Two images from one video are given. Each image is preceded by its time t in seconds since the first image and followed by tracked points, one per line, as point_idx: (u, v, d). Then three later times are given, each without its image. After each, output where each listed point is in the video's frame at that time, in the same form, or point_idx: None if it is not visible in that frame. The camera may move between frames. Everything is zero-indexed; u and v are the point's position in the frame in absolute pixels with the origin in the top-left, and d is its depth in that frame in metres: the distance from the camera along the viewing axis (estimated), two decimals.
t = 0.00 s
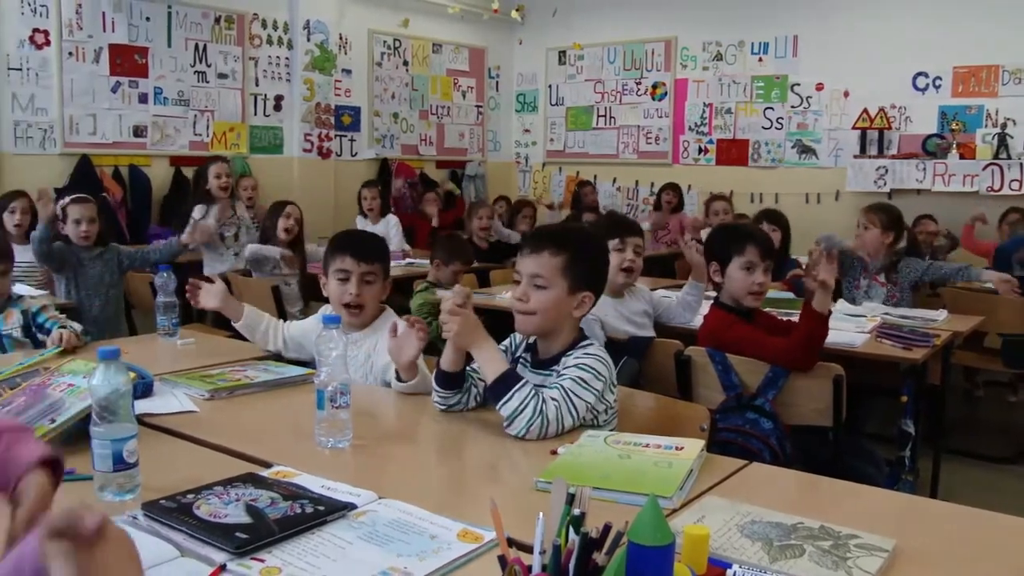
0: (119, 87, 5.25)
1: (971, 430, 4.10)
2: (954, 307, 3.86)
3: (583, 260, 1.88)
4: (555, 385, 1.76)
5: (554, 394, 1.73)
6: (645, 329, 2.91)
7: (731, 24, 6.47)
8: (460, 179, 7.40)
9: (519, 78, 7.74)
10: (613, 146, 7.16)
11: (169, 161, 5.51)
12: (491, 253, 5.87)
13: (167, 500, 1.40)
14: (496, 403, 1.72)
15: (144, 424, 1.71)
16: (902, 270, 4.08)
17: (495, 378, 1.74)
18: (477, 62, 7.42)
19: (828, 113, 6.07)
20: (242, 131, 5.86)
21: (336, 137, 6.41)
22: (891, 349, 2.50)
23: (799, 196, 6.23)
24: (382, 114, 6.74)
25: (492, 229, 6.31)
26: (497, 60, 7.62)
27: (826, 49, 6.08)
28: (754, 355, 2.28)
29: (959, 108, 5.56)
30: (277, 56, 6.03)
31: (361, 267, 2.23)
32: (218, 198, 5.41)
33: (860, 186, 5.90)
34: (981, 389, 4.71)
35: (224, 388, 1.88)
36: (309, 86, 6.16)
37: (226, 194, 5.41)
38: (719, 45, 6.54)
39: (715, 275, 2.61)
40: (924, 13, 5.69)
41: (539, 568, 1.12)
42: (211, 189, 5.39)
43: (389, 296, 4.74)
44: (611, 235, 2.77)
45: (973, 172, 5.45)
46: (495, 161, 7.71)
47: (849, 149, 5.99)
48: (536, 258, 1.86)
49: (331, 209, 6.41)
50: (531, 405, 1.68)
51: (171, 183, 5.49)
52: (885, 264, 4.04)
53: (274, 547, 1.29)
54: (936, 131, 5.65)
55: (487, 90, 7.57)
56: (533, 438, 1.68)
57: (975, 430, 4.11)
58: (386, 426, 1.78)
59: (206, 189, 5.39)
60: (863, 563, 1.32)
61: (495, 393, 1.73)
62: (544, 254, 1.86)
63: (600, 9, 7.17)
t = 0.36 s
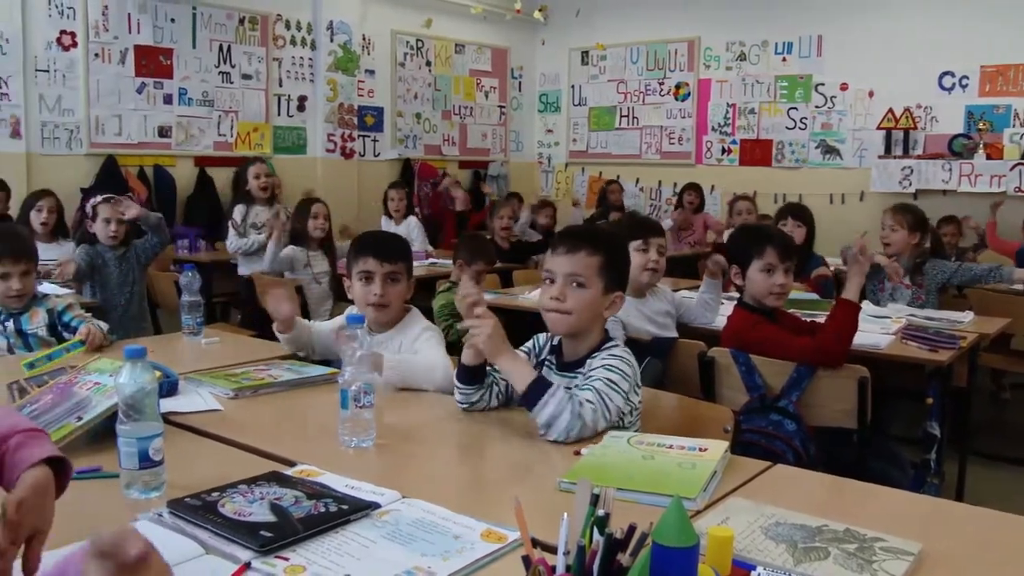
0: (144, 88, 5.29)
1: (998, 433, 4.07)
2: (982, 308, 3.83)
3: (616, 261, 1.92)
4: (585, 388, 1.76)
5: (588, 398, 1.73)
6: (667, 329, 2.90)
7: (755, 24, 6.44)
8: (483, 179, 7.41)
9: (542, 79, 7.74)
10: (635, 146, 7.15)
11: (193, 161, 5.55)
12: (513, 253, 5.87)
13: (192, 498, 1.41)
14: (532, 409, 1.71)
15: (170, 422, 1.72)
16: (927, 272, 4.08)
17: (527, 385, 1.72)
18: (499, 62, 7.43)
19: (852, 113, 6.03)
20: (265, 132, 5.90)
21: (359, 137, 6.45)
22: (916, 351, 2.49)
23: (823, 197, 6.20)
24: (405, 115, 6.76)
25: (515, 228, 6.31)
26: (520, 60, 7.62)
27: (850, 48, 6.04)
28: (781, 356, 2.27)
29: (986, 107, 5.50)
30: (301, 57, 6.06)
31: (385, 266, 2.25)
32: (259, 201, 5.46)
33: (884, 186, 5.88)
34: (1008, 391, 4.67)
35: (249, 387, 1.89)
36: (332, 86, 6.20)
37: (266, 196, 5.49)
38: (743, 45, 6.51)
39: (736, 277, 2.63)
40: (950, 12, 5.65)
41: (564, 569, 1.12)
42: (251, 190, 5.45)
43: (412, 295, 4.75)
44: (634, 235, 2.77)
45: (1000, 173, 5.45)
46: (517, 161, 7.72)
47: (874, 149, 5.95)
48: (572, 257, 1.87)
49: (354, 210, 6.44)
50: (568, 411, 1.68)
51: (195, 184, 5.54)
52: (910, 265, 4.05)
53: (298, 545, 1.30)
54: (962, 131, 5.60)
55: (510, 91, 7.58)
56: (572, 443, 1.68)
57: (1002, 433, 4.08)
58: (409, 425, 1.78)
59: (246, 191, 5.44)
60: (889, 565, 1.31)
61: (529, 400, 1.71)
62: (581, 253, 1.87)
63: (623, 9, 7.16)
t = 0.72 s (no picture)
0: (187, 89, 5.35)
1: None
2: None
3: (653, 261, 1.96)
4: (647, 394, 1.75)
5: (654, 405, 1.73)
6: (709, 329, 2.88)
7: (797, 23, 6.38)
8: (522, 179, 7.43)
9: (581, 79, 7.73)
10: (675, 146, 7.12)
11: (236, 161, 5.62)
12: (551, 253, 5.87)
13: (235, 494, 1.42)
14: (603, 412, 1.69)
15: (214, 419, 1.74)
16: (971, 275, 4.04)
17: (608, 385, 1.70)
18: (539, 63, 7.42)
19: (896, 112, 5.97)
20: (306, 132, 5.96)
21: (399, 138, 6.49)
22: (961, 354, 2.45)
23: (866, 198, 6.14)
24: (445, 115, 6.80)
25: (551, 228, 6.29)
26: (559, 60, 7.62)
27: (893, 47, 5.97)
28: (824, 358, 2.29)
29: None
30: (342, 57, 6.12)
31: (428, 264, 2.27)
32: (298, 200, 5.52)
33: (928, 187, 5.80)
34: None
35: (290, 386, 1.90)
36: (372, 87, 6.26)
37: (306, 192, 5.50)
38: (785, 45, 6.46)
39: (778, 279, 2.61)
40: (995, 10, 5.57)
41: (607, 569, 1.13)
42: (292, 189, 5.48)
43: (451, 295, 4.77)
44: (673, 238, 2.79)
45: None
46: (557, 161, 7.72)
47: (918, 149, 5.88)
48: (610, 259, 1.91)
49: (393, 210, 6.47)
50: (641, 421, 1.68)
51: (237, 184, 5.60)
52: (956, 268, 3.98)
53: (340, 543, 1.31)
54: (1009, 131, 5.50)
55: (549, 91, 7.58)
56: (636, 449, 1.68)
57: None
58: (449, 425, 1.79)
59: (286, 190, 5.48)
60: (935, 572, 1.29)
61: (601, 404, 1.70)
62: (618, 254, 1.91)
63: (663, 8, 7.11)
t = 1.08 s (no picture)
0: (230, 90, 5.43)
1: None
2: None
3: (687, 261, 1.91)
4: (686, 395, 1.74)
5: (693, 406, 1.72)
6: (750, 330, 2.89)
7: (841, 22, 6.30)
8: (563, 179, 7.44)
9: (622, 79, 7.71)
10: (716, 146, 7.07)
11: (277, 161, 5.72)
12: (590, 254, 5.86)
13: (277, 492, 1.44)
14: (647, 413, 1.68)
15: (257, 417, 1.76)
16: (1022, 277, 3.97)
17: (654, 387, 1.68)
18: (580, 63, 7.44)
19: (942, 112, 5.88)
20: (348, 132, 6.04)
21: (439, 138, 6.52)
22: (1007, 358, 2.41)
23: (910, 198, 6.06)
24: (485, 116, 6.83)
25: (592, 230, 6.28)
26: (600, 60, 7.61)
27: (938, 47, 5.88)
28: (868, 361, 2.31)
29: None
30: (383, 58, 6.19)
31: (462, 268, 2.26)
32: (325, 200, 5.74)
33: (975, 189, 5.73)
34: None
35: (331, 384, 1.92)
36: (413, 87, 6.29)
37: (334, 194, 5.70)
38: (828, 44, 6.39)
39: (819, 281, 2.61)
40: None
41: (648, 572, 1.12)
42: (320, 189, 5.68)
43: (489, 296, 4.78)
44: (718, 237, 2.79)
45: None
46: (597, 162, 7.71)
47: (965, 149, 5.79)
48: (638, 261, 1.91)
49: (432, 210, 6.49)
50: (685, 422, 1.67)
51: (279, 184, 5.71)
52: (1007, 268, 3.91)
53: (381, 542, 1.31)
54: None
55: (590, 91, 7.58)
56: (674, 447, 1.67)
57: None
58: (488, 424, 1.79)
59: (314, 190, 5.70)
60: None
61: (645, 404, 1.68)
62: (646, 256, 1.90)
63: (705, 8, 7.07)
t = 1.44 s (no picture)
0: (272, 91, 5.55)
1: None
2: None
3: (734, 264, 1.90)
4: (732, 397, 1.74)
5: (738, 411, 1.71)
6: (793, 333, 2.88)
7: (885, 21, 6.23)
8: (603, 180, 7.44)
9: (663, 79, 7.68)
10: (758, 147, 7.00)
11: (318, 162, 5.79)
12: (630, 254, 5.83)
13: (320, 490, 1.45)
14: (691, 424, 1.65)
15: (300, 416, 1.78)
16: None
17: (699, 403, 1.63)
18: (621, 63, 7.43)
19: (989, 112, 5.78)
20: (388, 133, 6.10)
21: (480, 139, 6.54)
22: None
23: (956, 200, 5.97)
24: (526, 116, 6.84)
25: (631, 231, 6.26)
26: (641, 61, 7.60)
27: (985, 45, 5.79)
28: (910, 365, 2.29)
29: None
30: (423, 59, 6.23)
31: (511, 266, 2.28)
32: (382, 199, 5.87)
33: None
34: None
35: (373, 383, 1.93)
36: (454, 88, 6.33)
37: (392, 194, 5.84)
38: (872, 43, 6.32)
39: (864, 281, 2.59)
40: None
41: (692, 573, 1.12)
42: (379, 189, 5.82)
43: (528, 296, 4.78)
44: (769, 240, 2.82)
45: None
46: (638, 163, 7.69)
47: (1014, 150, 5.68)
48: (682, 264, 1.90)
49: (473, 211, 6.51)
50: (729, 430, 1.66)
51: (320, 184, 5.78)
52: None
53: (423, 541, 1.32)
54: None
55: (631, 91, 7.57)
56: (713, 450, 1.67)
57: None
58: (528, 425, 1.79)
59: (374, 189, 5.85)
60: None
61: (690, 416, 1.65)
62: (690, 259, 1.89)
63: (746, 7, 7.01)
